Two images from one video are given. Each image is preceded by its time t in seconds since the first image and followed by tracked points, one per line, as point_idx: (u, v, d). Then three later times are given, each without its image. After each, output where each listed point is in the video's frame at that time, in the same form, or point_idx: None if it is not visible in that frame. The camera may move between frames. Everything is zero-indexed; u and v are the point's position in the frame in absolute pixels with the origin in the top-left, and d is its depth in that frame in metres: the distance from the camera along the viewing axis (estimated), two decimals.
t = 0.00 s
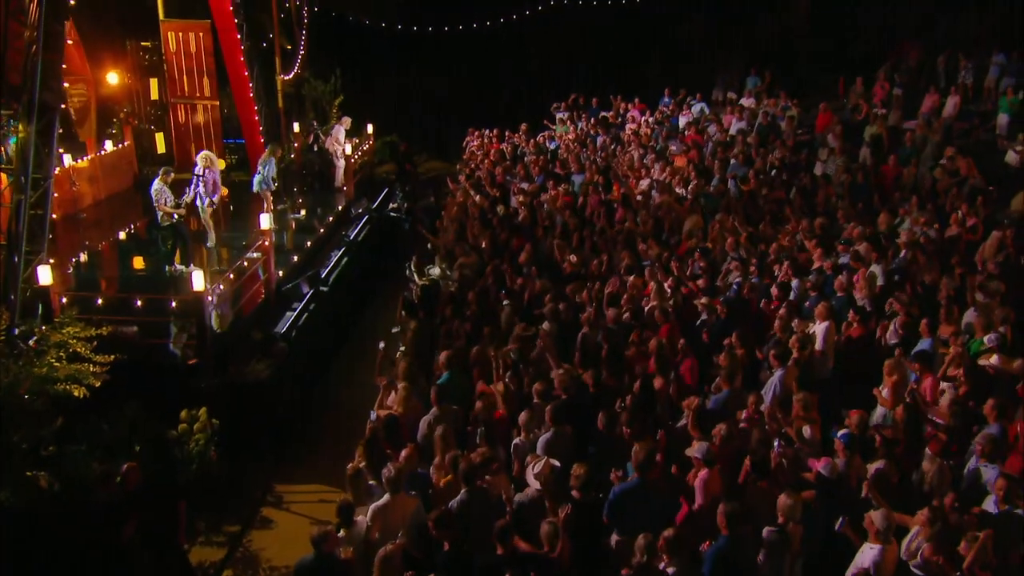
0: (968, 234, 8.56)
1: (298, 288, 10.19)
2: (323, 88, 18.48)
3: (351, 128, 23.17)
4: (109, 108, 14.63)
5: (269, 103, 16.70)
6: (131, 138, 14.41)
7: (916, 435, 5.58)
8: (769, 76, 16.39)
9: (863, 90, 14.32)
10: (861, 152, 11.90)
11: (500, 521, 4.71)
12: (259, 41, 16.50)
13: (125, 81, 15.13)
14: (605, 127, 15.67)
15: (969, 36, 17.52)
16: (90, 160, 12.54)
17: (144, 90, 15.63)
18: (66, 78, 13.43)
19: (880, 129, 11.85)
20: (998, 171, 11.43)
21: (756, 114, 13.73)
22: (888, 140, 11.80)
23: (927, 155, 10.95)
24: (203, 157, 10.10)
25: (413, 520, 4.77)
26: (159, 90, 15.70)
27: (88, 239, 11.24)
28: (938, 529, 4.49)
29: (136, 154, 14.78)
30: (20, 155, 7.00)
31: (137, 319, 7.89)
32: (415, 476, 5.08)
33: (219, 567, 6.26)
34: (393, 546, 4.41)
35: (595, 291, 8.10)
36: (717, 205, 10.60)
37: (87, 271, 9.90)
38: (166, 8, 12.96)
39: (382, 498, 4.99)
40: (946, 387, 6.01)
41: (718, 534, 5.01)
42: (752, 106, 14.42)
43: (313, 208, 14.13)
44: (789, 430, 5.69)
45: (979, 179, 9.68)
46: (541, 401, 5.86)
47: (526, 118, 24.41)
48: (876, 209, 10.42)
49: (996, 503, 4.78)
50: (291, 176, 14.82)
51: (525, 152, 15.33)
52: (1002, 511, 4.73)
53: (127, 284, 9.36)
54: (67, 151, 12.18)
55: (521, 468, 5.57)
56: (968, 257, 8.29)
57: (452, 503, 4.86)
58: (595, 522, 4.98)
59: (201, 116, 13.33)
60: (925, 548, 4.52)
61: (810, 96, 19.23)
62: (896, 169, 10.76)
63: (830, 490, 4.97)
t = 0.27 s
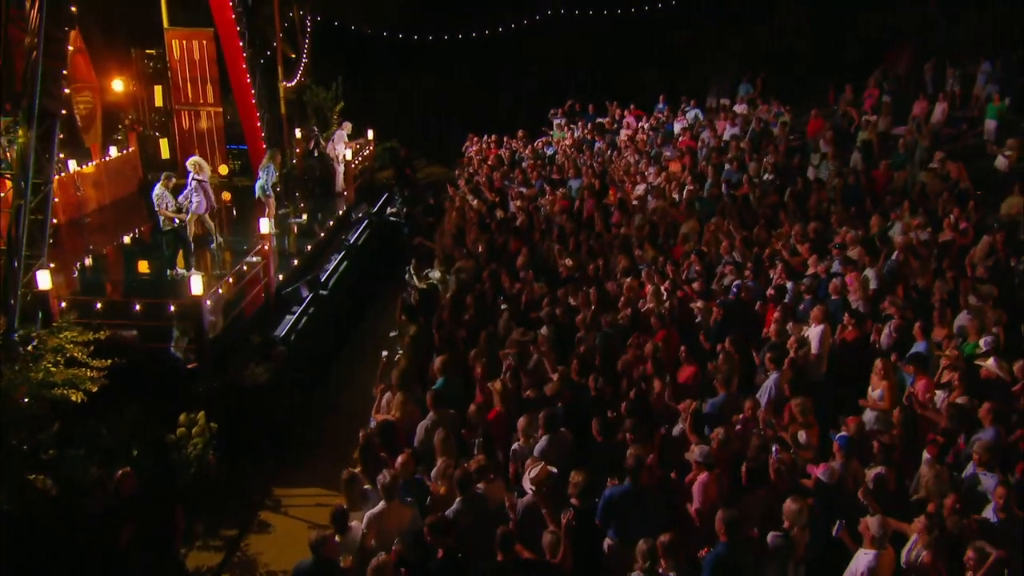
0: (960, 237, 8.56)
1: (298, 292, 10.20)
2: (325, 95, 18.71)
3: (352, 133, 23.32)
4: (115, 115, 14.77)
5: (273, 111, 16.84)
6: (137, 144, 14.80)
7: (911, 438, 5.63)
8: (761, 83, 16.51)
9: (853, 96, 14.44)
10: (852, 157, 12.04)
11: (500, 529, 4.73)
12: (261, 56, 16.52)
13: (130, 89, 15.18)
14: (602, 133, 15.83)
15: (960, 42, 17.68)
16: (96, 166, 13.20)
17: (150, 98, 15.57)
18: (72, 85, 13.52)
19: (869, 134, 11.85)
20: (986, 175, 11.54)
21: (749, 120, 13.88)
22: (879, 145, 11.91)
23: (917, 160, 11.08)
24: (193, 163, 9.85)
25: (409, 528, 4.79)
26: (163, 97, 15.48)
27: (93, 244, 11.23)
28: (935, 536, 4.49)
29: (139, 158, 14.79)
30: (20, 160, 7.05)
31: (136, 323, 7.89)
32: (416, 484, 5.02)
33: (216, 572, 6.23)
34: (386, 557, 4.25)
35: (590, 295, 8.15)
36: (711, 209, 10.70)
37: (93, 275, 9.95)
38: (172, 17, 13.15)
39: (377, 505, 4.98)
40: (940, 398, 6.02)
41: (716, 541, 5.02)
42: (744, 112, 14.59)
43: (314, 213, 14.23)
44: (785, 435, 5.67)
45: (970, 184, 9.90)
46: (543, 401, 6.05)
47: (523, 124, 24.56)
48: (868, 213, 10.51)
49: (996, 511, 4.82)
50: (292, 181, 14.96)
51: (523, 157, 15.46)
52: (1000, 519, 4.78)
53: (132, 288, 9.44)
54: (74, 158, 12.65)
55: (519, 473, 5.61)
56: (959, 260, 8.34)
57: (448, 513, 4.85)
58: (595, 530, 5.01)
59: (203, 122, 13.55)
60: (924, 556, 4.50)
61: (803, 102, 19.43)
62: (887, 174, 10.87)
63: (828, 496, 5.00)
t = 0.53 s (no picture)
0: (953, 241, 8.52)
1: (295, 296, 10.21)
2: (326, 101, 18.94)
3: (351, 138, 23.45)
4: (118, 121, 14.96)
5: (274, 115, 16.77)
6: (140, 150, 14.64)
7: (908, 442, 5.61)
8: (754, 92, 16.55)
9: (843, 102, 14.51)
10: (844, 163, 12.13)
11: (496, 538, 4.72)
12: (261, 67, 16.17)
13: (132, 95, 15.34)
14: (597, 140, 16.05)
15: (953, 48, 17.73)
16: (98, 172, 12.82)
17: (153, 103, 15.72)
18: (75, 92, 13.59)
19: (860, 140, 11.91)
20: (976, 179, 11.57)
21: (741, 126, 13.99)
22: (871, 150, 11.97)
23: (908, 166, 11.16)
24: (179, 170, 9.96)
25: (402, 538, 4.75)
26: (167, 104, 15.58)
27: (95, 248, 11.46)
28: (929, 543, 4.47)
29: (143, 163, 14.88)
30: (17, 166, 7.09)
31: (132, 329, 7.93)
32: (408, 491, 5.03)
33: None
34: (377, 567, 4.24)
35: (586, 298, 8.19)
36: (706, 213, 10.75)
37: (96, 279, 10.01)
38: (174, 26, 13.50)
39: (372, 512, 4.96)
40: (933, 403, 6.01)
41: (714, 549, 4.99)
42: (737, 118, 14.70)
43: (314, 217, 14.31)
44: (781, 440, 5.63)
45: (958, 188, 9.94)
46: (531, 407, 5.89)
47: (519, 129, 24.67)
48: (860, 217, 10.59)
49: (995, 516, 4.80)
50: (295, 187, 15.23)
51: (520, 162, 15.52)
52: (1001, 525, 4.76)
53: (134, 292, 9.43)
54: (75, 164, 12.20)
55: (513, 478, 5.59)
56: (952, 264, 8.35)
57: (439, 519, 4.82)
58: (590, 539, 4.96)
59: (206, 128, 13.33)
60: (918, 562, 4.46)
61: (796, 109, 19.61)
62: (879, 179, 10.94)
63: (826, 503, 5.02)
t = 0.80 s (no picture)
0: (944, 243, 8.56)
1: (292, 299, 10.22)
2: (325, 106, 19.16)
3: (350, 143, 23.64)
4: (120, 126, 15.42)
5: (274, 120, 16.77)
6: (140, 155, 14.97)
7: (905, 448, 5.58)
8: (746, 97, 16.68)
9: (834, 108, 14.62)
10: (836, 167, 12.24)
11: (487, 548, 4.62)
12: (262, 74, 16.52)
13: (133, 100, 15.81)
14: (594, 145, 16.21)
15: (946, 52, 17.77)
16: (99, 176, 13.15)
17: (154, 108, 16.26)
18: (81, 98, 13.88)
19: (852, 144, 12.01)
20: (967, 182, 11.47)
21: (736, 132, 14.03)
22: (862, 154, 12.08)
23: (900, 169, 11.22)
24: (162, 175, 9.85)
25: (392, 546, 4.68)
26: (167, 109, 16.09)
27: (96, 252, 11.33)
28: (925, 548, 4.46)
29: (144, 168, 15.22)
30: (11, 169, 7.05)
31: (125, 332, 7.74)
32: (399, 497, 4.88)
33: None
34: None
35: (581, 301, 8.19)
36: (701, 216, 10.88)
37: (97, 282, 10.05)
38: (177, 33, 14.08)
39: (363, 519, 4.87)
40: (930, 404, 6.04)
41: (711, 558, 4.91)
42: (730, 123, 14.87)
43: (312, 221, 14.37)
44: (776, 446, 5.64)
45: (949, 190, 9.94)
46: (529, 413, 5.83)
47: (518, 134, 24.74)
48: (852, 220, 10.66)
49: (994, 523, 4.74)
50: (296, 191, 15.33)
51: (517, 166, 15.65)
52: (1000, 531, 4.70)
53: (133, 295, 9.43)
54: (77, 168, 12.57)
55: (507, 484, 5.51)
56: (944, 266, 8.36)
57: (431, 526, 4.71)
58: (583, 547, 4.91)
59: (206, 133, 14.42)
60: (914, 569, 4.43)
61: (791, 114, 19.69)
62: (871, 182, 11.02)
63: (824, 511, 4.98)
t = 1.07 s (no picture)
0: (941, 246, 8.56)
1: (293, 302, 10.23)
2: (330, 111, 19.58)
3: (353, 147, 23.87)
4: (128, 130, 16.07)
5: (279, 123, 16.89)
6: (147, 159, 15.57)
7: (903, 453, 5.57)
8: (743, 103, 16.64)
9: (831, 113, 14.65)
10: (833, 171, 12.31)
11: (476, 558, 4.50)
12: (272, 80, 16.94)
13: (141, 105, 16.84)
14: (595, 149, 16.31)
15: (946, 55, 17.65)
16: (108, 180, 13.49)
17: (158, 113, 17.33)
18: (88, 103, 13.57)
19: (849, 148, 12.07)
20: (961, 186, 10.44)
21: (733, 135, 14.42)
22: (858, 157, 12.16)
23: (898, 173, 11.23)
24: (150, 179, 9.82)
25: (385, 554, 4.52)
26: (173, 114, 17.38)
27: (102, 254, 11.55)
28: (925, 553, 4.41)
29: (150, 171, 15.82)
30: (9, 171, 7.09)
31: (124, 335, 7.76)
32: (393, 502, 4.87)
33: None
34: None
35: (581, 304, 8.20)
36: (699, 221, 11.08)
37: (104, 285, 10.10)
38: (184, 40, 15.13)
39: (355, 527, 4.72)
40: (927, 410, 5.95)
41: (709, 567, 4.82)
42: (729, 128, 15.01)
43: (316, 224, 14.52)
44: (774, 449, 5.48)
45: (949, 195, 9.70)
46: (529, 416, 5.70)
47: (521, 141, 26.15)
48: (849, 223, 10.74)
49: (1000, 532, 4.60)
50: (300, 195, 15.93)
51: (518, 169, 15.78)
52: (1006, 541, 4.56)
53: (136, 297, 9.41)
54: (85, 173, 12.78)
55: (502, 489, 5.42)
56: (942, 268, 8.33)
57: (425, 538, 4.58)
58: (586, 553, 4.86)
59: (213, 137, 15.61)
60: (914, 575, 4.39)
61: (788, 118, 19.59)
62: (868, 185, 11.06)
63: (826, 520, 4.92)
